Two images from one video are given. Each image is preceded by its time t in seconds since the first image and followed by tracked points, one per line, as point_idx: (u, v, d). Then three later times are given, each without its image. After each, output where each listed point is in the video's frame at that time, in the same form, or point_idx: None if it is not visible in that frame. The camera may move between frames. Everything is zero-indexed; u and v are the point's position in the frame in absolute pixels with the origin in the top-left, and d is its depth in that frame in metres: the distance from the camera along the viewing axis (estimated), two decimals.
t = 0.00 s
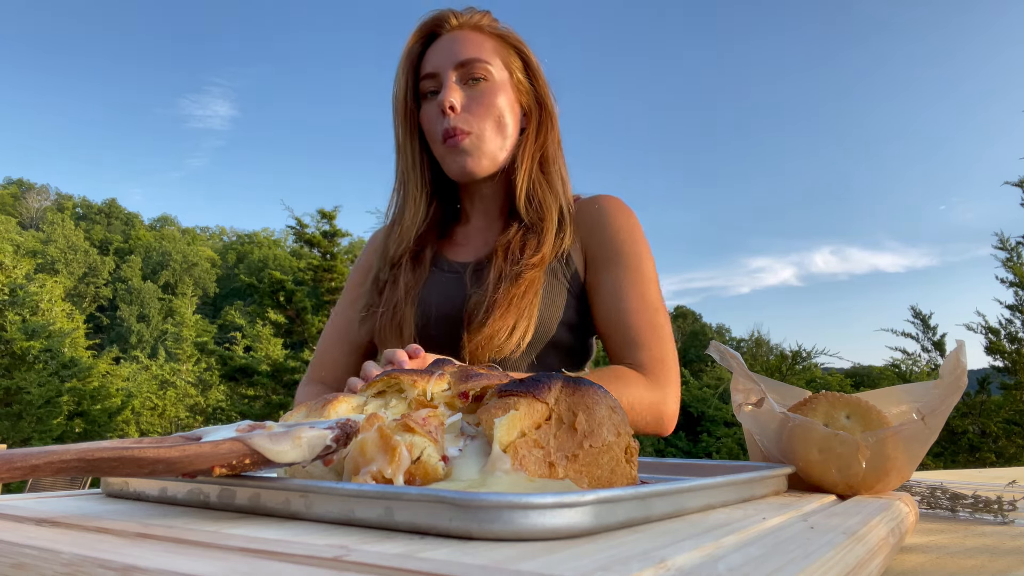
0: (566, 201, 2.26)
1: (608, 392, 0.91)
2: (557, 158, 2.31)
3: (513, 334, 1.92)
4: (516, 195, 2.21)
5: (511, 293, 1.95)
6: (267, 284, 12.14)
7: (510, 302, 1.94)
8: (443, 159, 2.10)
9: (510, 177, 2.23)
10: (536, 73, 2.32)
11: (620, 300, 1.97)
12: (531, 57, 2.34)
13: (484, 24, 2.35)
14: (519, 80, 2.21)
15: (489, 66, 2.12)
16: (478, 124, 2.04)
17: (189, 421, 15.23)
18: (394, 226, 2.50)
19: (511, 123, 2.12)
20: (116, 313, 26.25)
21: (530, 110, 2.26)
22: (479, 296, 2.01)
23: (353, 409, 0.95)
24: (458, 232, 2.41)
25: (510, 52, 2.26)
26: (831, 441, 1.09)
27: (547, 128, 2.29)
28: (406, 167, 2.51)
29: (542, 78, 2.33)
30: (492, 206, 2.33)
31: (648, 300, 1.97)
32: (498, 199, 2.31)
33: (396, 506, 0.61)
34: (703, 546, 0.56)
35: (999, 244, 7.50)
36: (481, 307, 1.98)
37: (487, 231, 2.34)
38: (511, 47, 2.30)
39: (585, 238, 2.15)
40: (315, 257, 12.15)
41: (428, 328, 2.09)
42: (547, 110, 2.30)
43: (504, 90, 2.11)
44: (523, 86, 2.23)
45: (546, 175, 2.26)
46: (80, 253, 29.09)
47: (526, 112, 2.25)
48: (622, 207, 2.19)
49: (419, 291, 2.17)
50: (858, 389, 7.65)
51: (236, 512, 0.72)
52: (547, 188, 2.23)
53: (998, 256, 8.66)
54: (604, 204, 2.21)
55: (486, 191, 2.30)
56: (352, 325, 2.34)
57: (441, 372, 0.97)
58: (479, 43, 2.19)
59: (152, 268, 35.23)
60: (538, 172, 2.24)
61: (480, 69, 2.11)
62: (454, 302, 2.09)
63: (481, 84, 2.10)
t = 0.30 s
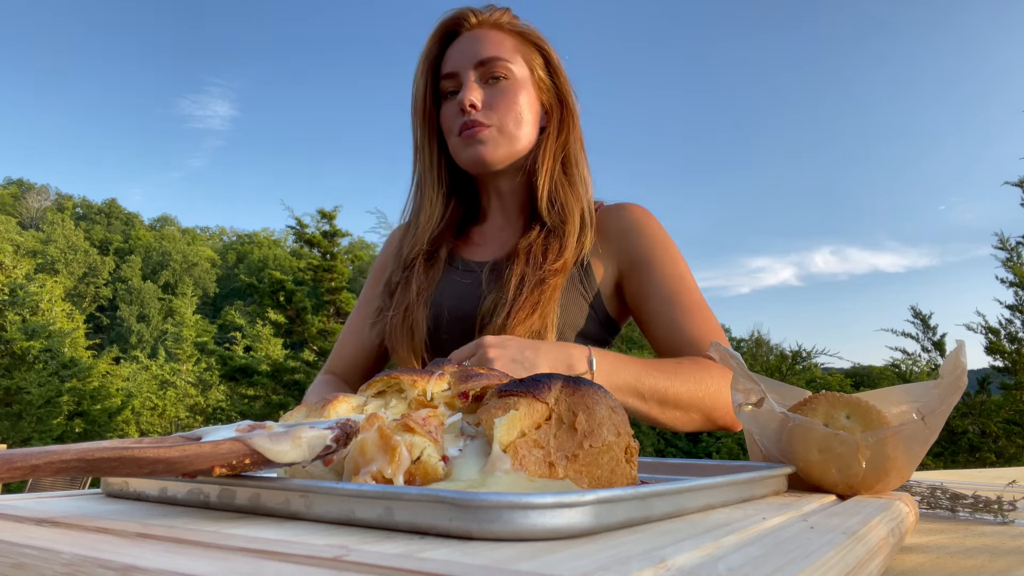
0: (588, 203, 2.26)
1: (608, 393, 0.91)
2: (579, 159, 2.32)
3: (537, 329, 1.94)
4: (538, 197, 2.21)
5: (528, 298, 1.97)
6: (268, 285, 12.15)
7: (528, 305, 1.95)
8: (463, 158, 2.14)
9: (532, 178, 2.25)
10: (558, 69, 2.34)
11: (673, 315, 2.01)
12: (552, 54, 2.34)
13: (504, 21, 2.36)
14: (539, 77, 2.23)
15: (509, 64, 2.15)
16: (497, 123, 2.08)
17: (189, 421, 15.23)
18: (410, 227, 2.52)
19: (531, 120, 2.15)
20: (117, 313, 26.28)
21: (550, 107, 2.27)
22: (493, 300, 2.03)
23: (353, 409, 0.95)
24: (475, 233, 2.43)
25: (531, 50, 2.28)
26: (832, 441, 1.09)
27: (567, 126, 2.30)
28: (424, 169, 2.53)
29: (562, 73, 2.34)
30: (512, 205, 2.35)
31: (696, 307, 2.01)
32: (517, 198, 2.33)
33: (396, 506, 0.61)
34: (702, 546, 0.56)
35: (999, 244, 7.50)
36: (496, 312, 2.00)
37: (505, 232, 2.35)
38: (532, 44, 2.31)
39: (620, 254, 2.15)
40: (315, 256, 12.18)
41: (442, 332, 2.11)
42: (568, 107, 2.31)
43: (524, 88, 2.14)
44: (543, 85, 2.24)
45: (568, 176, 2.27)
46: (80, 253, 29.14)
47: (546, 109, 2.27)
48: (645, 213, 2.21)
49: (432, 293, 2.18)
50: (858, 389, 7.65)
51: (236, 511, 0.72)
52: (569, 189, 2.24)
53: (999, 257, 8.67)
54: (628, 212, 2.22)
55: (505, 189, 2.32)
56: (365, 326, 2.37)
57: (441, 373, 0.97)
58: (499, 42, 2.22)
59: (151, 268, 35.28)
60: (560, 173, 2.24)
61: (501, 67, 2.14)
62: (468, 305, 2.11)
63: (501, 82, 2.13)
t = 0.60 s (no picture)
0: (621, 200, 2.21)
1: (608, 392, 0.91)
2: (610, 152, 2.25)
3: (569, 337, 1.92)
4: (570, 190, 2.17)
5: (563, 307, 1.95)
6: (268, 285, 12.15)
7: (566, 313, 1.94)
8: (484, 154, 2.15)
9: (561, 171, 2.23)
10: (592, 55, 2.27)
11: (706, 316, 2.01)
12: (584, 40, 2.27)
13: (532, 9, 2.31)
14: (563, 64, 2.19)
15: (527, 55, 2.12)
16: (512, 116, 2.06)
17: (189, 421, 15.22)
18: (444, 220, 2.55)
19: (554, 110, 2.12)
20: (117, 313, 26.29)
21: (576, 96, 2.22)
22: (524, 304, 2.02)
23: (353, 409, 0.95)
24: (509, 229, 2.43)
25: (556, 39, 2.23)
26: (832, 441, 1.09)
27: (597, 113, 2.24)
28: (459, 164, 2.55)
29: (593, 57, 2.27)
30: (545, 203, 2.33)
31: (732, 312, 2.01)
32: (549, 195, 2.31)
33: (397, 506, 0.61)
34: (702, 546, 0.56)
35: (999, 244, 7.51)
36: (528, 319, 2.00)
37: (539, 233, 2.33)
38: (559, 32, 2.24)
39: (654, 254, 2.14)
40: (315, 256, 12.20)
41: (470, 330, 2.12)
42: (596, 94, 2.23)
43: (542, 78, 2.10)
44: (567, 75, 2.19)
45: (600, 172, 2.21)
46: (80, 253, 29.17)
47: (573, 100, 2.21)
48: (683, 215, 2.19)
49: (464, 290, 2.19)
50: (858, 389, 7.65)
51: (236, 511, 0.72)
52: (600, 186, 2.19)
53: (998, 256, 8.68)
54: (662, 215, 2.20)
55: (538, 184, 2.29)
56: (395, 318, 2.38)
57: (441, 373, 0.97)
58: (518, 33, 2.19)
59: (151, 268, 35.32)
60: (591, 169, 2.20)
61: (517, 59, 2.12)
62: (499, 305, 2.11)
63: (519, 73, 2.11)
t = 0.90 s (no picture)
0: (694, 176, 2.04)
1: (607, 392, 0.92)
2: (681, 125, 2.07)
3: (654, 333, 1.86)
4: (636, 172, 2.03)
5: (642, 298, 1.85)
6: (268, 285, 12.14)
7: (643, 309, 1.83)
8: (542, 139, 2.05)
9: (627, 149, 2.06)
10: (657, 21, 2.06)
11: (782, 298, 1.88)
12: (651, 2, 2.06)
13: None
14: (624, 36, 2.00)
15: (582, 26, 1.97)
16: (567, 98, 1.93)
17: (189, 421, 15.22)
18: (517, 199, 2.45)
19: (611, 88, 1.97)
20: (116, 313, 26.29)
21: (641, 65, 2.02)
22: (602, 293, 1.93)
23: (353, 409, 0.95)
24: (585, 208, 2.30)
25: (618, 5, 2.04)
26: (831, 441, 1.09)
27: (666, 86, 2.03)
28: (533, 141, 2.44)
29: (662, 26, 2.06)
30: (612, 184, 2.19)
31: (813, 294, 1.85)
32: (615, 171, 2.15)
33: (396, 506, 0.61)
34: (702, 546, 0.56)
35: (999, 244, 7.52)
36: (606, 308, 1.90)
37: (612, 220, 2.20)
38: None
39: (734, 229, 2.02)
40: (315, 256, 12.21)
41: (540, 316, 2.02)
42: (659, 59, 2.02)
43: (595, 52, 1.95)
44: (629, 43, 2.00)
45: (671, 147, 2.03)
46: (80, 253, 29.19)
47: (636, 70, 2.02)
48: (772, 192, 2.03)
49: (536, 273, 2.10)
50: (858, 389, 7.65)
51: (236, 512, 0.72)
52: (671, 162, 2.02)
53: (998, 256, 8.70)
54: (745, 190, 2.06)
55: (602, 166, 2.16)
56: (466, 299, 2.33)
57: (441, 373, 0.97)
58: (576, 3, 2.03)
59: (151, 268, 35.35)
60: (662, 144, 2.02)
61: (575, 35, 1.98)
62: (572, 290, 2.01)
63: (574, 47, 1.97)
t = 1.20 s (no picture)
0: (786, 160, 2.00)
1: (607, 392, 0.92)
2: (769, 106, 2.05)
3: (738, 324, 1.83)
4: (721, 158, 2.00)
5: (727, 296, 1.85)
6: (268, 285, 12.11)
7: (734, 310, 1.83)
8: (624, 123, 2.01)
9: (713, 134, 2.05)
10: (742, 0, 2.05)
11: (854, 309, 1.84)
12: None
13: None
14: (707, 13, 1.97)
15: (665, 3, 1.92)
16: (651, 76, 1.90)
17: (189, 421, 15.22)
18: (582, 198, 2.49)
19: (696, 65, 1.93)
20: (117, 313, 26.29)
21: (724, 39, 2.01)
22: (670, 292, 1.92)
23: (353, 409, 0.95)
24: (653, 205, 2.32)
25: None
26: (831, 441, 1.09)
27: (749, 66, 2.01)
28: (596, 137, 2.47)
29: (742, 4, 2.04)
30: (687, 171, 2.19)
31: (889, 312, 1.81)
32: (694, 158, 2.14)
33: (396, 506, 0.61)
34: (702, 546, 0.56)
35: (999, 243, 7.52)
36: (678, 308, 1.89)
37: (686, 211, 2.19)
38: None
39: (820, 222, 1.96)
40: (315, 256, 12.21)
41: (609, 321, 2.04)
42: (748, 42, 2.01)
43: (681, 27, 1.91)
44: (711, 21, 1.98)
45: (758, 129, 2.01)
46: (80, 253, 29.21)
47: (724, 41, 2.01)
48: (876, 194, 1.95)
49: (604, 276, 2.10)
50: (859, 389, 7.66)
51: (236, 511, 0.72)
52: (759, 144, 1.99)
53: (998, 256, 8.70)
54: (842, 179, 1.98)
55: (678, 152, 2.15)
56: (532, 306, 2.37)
57: (441, 374, 0.98)
58: None
59: (151, 268, 35.35)
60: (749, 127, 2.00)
61: (655, 10, 1.94)
62: (642, 292, 2.01)
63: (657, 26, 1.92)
